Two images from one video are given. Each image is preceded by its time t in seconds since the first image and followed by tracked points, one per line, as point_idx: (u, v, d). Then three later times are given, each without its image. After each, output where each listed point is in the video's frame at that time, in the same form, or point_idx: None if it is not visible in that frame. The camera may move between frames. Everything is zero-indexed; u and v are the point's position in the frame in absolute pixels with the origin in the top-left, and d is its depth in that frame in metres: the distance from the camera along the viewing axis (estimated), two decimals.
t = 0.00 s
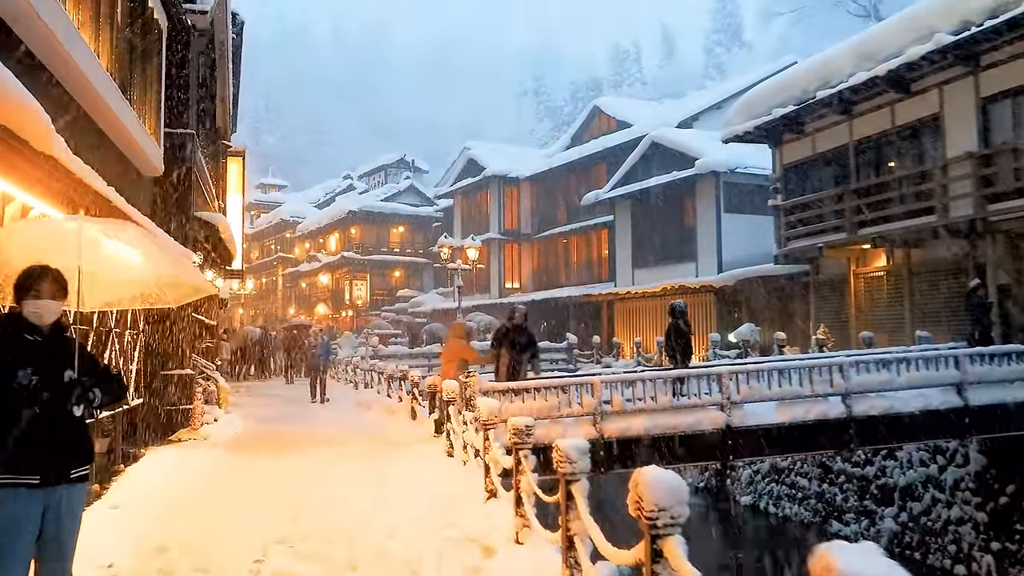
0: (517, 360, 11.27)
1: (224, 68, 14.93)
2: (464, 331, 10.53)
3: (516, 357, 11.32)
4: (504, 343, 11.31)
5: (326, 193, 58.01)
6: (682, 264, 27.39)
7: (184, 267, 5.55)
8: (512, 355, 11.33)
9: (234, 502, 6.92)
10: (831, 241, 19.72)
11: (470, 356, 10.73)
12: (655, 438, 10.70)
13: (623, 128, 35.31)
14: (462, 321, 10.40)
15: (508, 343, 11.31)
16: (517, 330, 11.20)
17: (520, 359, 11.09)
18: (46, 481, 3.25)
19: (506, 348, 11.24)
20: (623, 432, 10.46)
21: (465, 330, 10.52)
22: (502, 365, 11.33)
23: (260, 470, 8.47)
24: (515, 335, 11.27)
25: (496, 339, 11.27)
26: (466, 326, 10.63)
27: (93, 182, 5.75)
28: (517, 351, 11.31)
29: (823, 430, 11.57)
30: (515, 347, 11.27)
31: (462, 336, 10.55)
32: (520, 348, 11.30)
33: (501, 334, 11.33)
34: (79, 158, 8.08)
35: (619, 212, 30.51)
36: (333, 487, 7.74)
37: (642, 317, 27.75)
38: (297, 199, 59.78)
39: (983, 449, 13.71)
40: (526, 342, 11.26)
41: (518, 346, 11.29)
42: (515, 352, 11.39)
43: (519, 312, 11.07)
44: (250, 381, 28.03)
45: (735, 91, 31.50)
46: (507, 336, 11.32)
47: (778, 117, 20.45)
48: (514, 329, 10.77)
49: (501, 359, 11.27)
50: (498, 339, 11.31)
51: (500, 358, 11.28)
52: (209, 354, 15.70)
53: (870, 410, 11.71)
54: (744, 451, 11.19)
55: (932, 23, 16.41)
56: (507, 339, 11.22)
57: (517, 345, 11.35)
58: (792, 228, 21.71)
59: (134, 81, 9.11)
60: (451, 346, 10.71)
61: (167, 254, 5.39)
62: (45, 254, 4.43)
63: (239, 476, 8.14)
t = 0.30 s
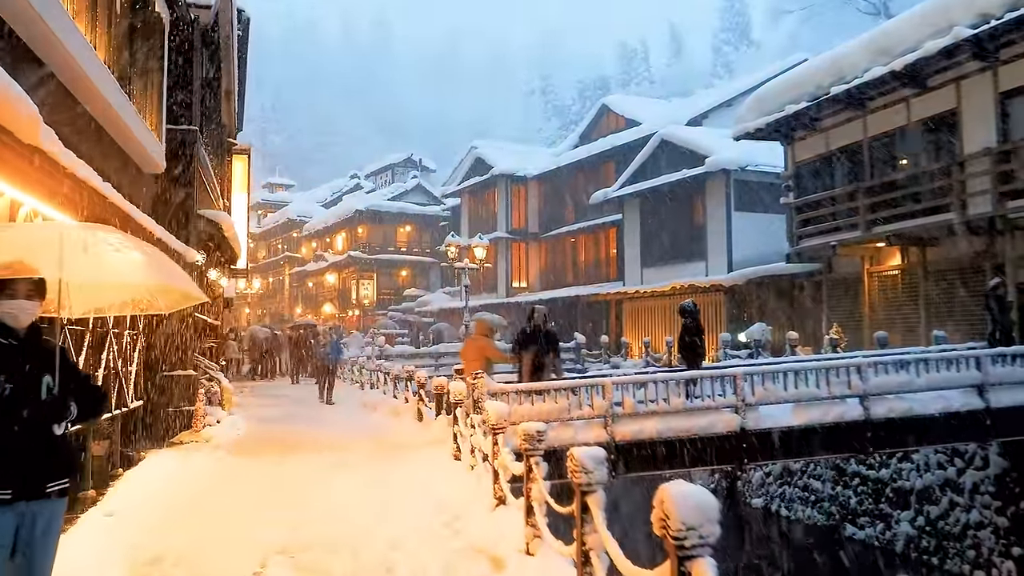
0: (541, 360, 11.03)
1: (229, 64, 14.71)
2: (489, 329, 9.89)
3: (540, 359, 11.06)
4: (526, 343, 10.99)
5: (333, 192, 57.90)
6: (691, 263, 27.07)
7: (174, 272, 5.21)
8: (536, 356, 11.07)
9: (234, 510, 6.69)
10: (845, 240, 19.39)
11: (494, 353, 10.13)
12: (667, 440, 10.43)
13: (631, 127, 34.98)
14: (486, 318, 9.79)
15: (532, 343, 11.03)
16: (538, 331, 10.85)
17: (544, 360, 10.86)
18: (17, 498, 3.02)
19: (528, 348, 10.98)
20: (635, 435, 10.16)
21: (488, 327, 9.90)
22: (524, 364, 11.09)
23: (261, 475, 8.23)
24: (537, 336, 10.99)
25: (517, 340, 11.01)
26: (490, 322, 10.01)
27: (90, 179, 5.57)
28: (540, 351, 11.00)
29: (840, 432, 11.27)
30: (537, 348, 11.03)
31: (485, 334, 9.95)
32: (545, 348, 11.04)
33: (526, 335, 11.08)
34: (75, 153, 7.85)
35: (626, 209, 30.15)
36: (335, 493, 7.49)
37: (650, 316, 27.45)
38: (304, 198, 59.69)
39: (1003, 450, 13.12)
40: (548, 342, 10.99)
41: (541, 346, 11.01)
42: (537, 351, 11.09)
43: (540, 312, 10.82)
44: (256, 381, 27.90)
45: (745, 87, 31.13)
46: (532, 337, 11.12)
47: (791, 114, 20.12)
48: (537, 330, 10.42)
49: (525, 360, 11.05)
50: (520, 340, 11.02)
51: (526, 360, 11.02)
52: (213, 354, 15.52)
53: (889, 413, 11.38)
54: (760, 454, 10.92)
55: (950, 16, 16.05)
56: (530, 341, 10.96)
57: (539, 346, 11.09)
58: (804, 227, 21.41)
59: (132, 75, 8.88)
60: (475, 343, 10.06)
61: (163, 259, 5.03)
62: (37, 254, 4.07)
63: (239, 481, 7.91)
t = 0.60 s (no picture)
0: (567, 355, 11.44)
1: (234, 60, 14.57)
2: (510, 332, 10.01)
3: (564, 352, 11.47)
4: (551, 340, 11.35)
5: (341, 191, 57.83)
6: (702, 263, 26.73)
7: (154, 261, 4.75)
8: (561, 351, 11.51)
9: (235, 516, 6.42)
10: (860, 238, 19.01)
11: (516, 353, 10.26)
12: (679, 442, 10.13)
13: (641, 125, 34.69)
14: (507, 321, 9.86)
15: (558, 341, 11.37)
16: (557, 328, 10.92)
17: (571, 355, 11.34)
18: None
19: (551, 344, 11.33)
20: (647, 437, 9.87)
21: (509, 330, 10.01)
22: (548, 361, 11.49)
23: (264, 479, 7.96)
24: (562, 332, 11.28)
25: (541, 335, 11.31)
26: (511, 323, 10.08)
27: (82, 171, 5.36)
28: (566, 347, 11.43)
29: (857, 434, 10.95)
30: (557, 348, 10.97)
31: (506, 335, 10.04)
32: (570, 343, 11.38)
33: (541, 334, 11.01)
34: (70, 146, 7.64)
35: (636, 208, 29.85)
36: (338, 499, 7.19)
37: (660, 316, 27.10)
38: (312, 198, 59.63)
39: None
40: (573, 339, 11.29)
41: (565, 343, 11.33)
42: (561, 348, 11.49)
43: (562, 308, 10.98)
44: (263, 381, 27.73)
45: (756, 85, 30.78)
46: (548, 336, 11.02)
47: (804, 110, 19.77)
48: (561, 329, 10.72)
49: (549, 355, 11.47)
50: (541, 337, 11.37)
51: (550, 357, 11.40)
52: (218, 354, 15.32)
53: (909, 415, 11.04)
54: (775, 456, 10.62)
55: (969, 9, 15.66)
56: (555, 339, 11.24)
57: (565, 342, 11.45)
58: (818, 225, 21.07)
59: (131, 67, 8.67)
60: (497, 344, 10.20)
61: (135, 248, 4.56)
62: None
63: (240, 485, 7.63)
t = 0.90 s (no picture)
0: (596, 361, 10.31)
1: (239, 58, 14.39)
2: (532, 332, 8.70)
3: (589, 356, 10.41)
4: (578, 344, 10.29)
5: (350, 191, 57.72)
6: (715, 262, 26.37)
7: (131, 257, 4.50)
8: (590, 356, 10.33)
9: (236, 522, 6.21)
10: (876, 236, 18.64)
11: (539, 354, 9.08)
12: (693, 446, 9.84)
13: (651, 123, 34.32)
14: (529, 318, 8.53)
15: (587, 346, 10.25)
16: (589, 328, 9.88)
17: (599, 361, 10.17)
18: None
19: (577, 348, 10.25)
20: (660, 441, 9.58)
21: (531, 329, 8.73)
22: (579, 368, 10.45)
23: (266, 483, 7.74)
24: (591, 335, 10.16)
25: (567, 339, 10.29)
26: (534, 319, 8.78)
27: (69, 162, 5.14)
28: (594, 352, 10.25)
29: (876, 437, 10.63)
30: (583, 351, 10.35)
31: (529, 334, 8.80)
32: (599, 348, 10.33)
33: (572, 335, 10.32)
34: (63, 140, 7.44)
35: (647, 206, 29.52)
36: (342, 504, 6.95)
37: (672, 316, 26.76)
38: (322, 197, 59.54)
39: None
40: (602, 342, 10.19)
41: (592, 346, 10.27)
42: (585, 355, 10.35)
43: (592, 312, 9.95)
44: (272, 381, 27.57)
45: (768, 82, 30.38)
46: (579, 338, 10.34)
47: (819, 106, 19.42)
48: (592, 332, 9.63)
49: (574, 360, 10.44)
50: (567, 338, 10.43)
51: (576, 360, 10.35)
52: (223, 355, 15.14)
53: (930, 418, 10.69)
54: (792, 460, 10.31)
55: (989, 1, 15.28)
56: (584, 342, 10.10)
57: (592, 346, 10.39)
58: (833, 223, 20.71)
59: (130, 61, 8.48)
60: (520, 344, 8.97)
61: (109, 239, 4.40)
62: None
63: (242, 490, 7.41)
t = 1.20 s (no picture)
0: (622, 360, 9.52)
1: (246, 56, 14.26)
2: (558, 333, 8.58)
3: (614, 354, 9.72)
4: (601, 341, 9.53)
5: (360, 191, 57.63)
6: (728, 261, 26.03)
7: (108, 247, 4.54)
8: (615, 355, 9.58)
9: (239, 528, 5.99)
10: (893, 234, 18.28)
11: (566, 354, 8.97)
12: (708, 449, 9.56)
13: (662, 122, 34.00)
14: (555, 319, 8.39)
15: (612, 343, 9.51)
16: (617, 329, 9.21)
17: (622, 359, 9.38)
18: None
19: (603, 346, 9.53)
20: (674, 444, 9.30)
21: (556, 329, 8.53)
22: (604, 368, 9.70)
23: (270, 488, 7.53)
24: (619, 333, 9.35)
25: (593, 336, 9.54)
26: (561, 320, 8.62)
27: (58, 154, 4.96)
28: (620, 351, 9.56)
29: (896, 440, 10.32)
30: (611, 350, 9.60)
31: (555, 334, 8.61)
32: (623, 345, 9.63)
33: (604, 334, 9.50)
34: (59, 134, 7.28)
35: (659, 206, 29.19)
36: (347, 511, 6.73)
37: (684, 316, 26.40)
38: (331, 197, 59.50)
39: None
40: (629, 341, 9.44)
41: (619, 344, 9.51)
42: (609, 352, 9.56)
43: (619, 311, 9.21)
44: (281, 382, 27.40)
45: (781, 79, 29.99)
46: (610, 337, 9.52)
47: (834, 101, 19.06)
48: (621, 329, 8.89)
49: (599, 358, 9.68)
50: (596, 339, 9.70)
51: (601, 358, 9.59)
52: (229, 354, 14.96)
53: (952, 420, 10.37)
54: (810, 464, 10.00)
55: None
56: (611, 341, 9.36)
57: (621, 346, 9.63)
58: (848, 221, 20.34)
59: (130, 54, 8.34)
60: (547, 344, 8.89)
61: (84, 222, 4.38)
62: None
63: (243, 495, 7.20)
